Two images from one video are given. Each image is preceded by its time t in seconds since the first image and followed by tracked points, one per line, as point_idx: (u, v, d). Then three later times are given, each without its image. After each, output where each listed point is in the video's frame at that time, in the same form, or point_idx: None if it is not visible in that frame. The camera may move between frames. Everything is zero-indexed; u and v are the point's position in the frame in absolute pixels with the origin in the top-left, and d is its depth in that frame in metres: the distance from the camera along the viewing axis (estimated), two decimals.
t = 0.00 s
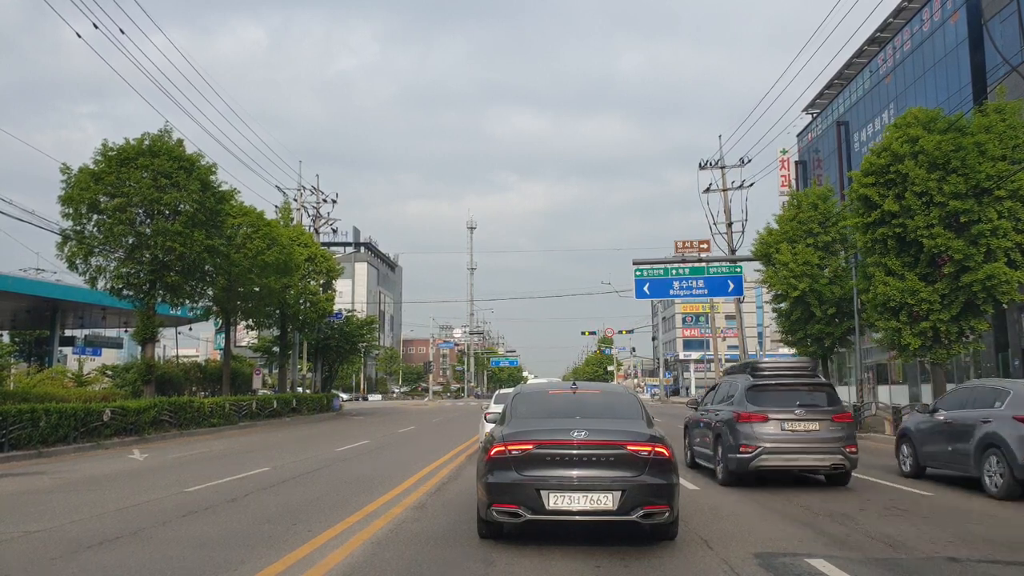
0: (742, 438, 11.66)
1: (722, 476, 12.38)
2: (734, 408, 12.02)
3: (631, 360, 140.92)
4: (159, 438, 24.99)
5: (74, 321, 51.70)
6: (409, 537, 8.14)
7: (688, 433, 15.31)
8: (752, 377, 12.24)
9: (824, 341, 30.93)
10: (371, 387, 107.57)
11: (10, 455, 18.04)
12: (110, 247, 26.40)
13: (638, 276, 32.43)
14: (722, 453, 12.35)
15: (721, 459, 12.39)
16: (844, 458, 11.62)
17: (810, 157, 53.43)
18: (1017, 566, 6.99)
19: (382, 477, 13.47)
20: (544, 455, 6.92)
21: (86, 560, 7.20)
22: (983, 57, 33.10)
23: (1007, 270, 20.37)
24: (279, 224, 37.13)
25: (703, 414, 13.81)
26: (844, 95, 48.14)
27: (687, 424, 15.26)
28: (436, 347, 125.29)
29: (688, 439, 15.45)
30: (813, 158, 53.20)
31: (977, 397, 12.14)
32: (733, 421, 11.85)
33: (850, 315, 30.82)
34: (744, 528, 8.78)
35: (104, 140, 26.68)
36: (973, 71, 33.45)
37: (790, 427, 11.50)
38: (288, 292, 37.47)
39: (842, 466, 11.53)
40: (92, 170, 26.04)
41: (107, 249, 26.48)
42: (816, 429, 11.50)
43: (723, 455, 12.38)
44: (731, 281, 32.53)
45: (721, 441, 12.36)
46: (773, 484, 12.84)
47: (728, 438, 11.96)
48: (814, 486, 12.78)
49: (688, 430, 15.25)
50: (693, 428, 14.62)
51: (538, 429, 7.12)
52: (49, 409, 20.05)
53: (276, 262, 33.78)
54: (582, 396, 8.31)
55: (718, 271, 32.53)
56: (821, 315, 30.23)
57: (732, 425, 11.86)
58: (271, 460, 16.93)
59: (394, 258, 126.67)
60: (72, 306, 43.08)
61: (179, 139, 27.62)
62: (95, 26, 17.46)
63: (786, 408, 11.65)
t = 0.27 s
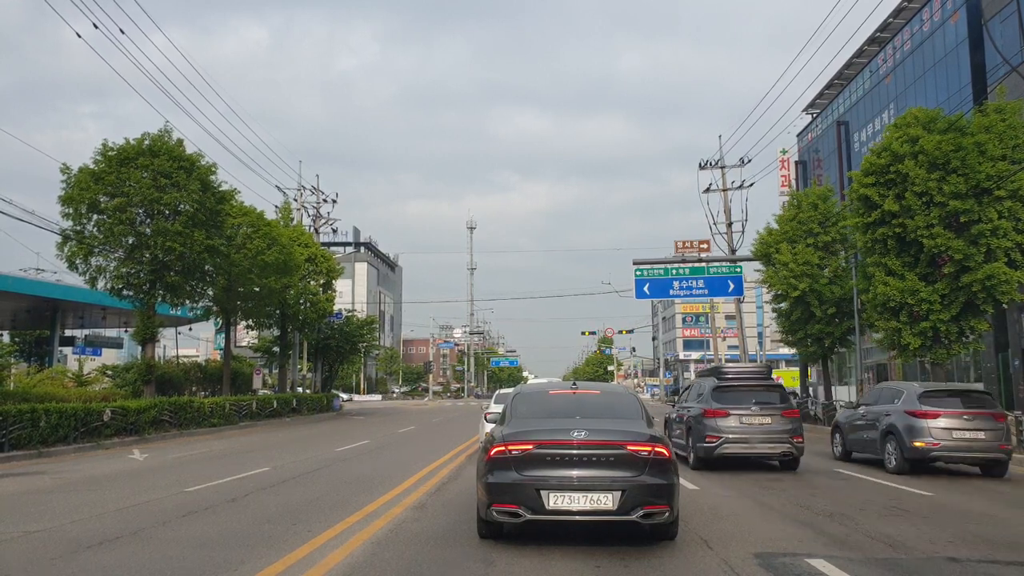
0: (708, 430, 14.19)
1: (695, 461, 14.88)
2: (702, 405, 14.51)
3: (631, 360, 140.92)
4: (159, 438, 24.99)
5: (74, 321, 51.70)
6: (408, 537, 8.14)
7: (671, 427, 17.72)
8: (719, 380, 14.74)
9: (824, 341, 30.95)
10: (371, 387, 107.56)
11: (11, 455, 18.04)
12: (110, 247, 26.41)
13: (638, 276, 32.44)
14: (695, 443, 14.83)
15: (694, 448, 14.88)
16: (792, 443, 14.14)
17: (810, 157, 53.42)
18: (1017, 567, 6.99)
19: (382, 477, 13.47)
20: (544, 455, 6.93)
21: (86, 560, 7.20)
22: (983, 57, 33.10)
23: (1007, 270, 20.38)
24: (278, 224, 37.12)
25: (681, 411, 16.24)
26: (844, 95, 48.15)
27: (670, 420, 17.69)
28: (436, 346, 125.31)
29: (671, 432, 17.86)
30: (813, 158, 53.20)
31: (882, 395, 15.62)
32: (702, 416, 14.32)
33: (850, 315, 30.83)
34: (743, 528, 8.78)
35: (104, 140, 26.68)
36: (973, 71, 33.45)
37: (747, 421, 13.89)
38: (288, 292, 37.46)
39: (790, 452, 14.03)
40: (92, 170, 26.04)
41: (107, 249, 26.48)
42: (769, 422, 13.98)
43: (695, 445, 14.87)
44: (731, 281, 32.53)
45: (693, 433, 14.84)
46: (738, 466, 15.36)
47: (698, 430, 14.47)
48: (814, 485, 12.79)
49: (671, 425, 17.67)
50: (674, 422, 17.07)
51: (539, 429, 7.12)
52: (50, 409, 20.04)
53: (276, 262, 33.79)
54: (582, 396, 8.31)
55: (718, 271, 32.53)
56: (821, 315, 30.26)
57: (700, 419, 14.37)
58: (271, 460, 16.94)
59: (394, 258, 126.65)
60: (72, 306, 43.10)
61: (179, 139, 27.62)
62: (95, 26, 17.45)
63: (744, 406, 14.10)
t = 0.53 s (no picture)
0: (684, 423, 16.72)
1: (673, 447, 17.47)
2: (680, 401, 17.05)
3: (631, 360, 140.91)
4: (159, 438, 24.99)
5: (74, 321, 51.70)
6: (408, 537, 8.14)
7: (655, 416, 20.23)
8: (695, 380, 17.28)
9: (824, 341, 30.96)
10: (371, 387, 107.56)
11: (11, 455, 18.05)
12: (110, 247, 26.41)
13: (638, 276, 32.45)
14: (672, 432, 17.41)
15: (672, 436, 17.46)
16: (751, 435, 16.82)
17: (810, 157, 53.43)
18: (1017, 567, 6.99)
19: (382, 477, 13.47)
20: (544, 455, 6.93)
21: (86, 560, 7.20)
22: (983, 57, 33.10)
23: (1006, 270, 20.38)
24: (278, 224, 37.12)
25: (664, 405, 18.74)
26: (844, 95, 48.16)
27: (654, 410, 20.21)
28: (436, 346, 125.32)
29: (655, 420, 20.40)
30: (813, 158, 53.20)
31: (821, 395, 18.84)
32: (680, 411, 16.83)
33: (850, 315, 30.84)
34: (743, 528, 8.79)
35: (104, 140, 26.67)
36: (973, 71, 33.46)
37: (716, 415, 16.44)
38: (288, 292, 37.45)
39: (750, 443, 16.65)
40: (92, 170, 26.05)
41: (107, 249, 26.48)
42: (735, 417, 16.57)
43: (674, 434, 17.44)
44: (731, 281, 32.54)
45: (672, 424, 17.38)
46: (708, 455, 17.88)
47: (676, 423, 17.00)
48: (814, 485, 12.81)
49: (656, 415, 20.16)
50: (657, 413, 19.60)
51: (539, 429, 7.12)
52: (49, 409, 20.04)
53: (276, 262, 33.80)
54: (582, 396, 8.32)
55: (718, 271, 32.54)
56: (821, 315, 30.25)
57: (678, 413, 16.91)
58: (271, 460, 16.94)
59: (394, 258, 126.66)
60: (72, 306, 43.10)
61: (179, 139, 27.62)
62: (95, 26, 17.44)
63: (714, 403, 16.66)
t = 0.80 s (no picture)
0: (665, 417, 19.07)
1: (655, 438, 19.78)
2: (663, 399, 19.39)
3: (631, 360, 140.92)
4: (159, 438, 24.99)
5: (74, 321, 51.70)
6: (408, 537, 8.13)
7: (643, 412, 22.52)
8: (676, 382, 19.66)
9: (824, 341, 30.96)
10: (371, 387, 107.56)
11: (11, 455, 18.04)
12: (110, 247, 26.41)
13: (638, 276, 32.45)
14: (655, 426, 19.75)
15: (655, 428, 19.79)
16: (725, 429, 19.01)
17: (810, 157, 53.42)
18: (1017, 567, 6.99)
19: (382, 477, 13.48)
20: (544, 455, 6.92)
21: (85, 559, 7.20)
22: (983, 57, 33.09)
23: (1006, 270, 20.36)
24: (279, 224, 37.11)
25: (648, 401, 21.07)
26: (844, 94, 48.16)
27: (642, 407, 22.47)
28: (436, 346, 125.34)
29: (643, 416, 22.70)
30: (813, 158, 53.20)
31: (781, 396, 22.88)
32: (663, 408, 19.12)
33: (850, 315, 30.84)
34: (743, 528, 8.79)
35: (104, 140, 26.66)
36: (973, 71, 33.45)
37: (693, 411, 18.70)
38: (288, 292, 37.45)
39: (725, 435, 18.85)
40: (92, 170, 26.04)
41: (107, 249, 26.48)
42: (710, 413, 18.95)
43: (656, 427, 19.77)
44: (731, 281, 32.54)
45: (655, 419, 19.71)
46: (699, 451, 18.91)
47: (659, 418, 19.26)
48: (814, 485, 12.82)
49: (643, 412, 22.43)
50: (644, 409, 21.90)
51: (539, 429, 7.12)
52: (50, 409, 20.04)
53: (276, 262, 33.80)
54: (582, 397, 8.31)
55: (718, 271, 32.53)
56: (821, 315, 30.25)
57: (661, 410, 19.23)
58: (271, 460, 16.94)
59: (394, 258, 126.66)
60: (72, 306, 43.10)
61: (179, 139, 27.62)
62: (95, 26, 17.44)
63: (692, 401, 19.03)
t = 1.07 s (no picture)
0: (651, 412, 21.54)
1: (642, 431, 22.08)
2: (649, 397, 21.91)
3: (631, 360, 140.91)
4: (159, 438, 24.99)
5: (74, 320, 51.70)
6: (408, 537, 8.13)
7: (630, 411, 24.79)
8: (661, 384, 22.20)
9: (824, 341, 30.97)
10: (371, 387, 107.59)
11: (11, 455, 18.04)
12: (110, 247, 26.41)
13: (638, 276, 32.44)
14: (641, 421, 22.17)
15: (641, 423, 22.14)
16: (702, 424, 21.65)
17: (810, 157, 53.41)
18: (1017, 567, 6.98)
19: (382, 477, 13.48)
20: (544, 455, 6.93)
21: (85, 560, 7.20)
22: (983, 57, 33.08)
23: (1006, 270, 20.35)
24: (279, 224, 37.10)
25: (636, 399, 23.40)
26: (844, 95, 48.16)
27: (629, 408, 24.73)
28: (436, 346, 125.36)
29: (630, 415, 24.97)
30: (813, 158, 53.20)
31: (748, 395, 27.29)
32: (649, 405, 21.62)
33: (850, 315, 30.83)
34: (743, 528, 8.78)
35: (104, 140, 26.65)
36: (973, 71, 33.45)
37: (676, 407, 21.18)
38: (288, 292, 37.44)
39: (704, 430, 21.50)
40: (92, 170, 26.04)
41: (107, 249, 26.48)
42: (689, 409, 21.50)
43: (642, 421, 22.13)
44: (731, 281, 32.55)
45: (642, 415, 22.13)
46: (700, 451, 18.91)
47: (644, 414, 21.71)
48: (814, 485, 12.83)
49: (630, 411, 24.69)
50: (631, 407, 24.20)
51: (539, 429, 7.12)
52: (49, 409, 20.04)
53: (276, 262, 33.79)
54: (582, 397, 8.31)
55: (718, 271, 32.54)
56: (821, 315, 30.23)
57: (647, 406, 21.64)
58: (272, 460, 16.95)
59: (394, 258, 126.64)
60: (72, 306, 43.10)
61: (179, 139, 27.62)
62: (95, 26, 17.41)
63: (673, 398, 21.66)
